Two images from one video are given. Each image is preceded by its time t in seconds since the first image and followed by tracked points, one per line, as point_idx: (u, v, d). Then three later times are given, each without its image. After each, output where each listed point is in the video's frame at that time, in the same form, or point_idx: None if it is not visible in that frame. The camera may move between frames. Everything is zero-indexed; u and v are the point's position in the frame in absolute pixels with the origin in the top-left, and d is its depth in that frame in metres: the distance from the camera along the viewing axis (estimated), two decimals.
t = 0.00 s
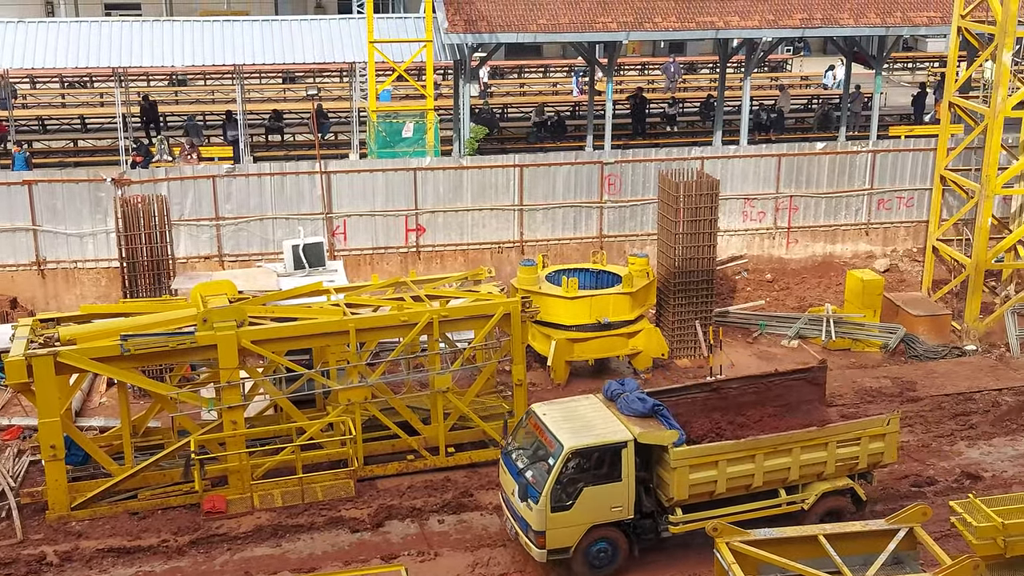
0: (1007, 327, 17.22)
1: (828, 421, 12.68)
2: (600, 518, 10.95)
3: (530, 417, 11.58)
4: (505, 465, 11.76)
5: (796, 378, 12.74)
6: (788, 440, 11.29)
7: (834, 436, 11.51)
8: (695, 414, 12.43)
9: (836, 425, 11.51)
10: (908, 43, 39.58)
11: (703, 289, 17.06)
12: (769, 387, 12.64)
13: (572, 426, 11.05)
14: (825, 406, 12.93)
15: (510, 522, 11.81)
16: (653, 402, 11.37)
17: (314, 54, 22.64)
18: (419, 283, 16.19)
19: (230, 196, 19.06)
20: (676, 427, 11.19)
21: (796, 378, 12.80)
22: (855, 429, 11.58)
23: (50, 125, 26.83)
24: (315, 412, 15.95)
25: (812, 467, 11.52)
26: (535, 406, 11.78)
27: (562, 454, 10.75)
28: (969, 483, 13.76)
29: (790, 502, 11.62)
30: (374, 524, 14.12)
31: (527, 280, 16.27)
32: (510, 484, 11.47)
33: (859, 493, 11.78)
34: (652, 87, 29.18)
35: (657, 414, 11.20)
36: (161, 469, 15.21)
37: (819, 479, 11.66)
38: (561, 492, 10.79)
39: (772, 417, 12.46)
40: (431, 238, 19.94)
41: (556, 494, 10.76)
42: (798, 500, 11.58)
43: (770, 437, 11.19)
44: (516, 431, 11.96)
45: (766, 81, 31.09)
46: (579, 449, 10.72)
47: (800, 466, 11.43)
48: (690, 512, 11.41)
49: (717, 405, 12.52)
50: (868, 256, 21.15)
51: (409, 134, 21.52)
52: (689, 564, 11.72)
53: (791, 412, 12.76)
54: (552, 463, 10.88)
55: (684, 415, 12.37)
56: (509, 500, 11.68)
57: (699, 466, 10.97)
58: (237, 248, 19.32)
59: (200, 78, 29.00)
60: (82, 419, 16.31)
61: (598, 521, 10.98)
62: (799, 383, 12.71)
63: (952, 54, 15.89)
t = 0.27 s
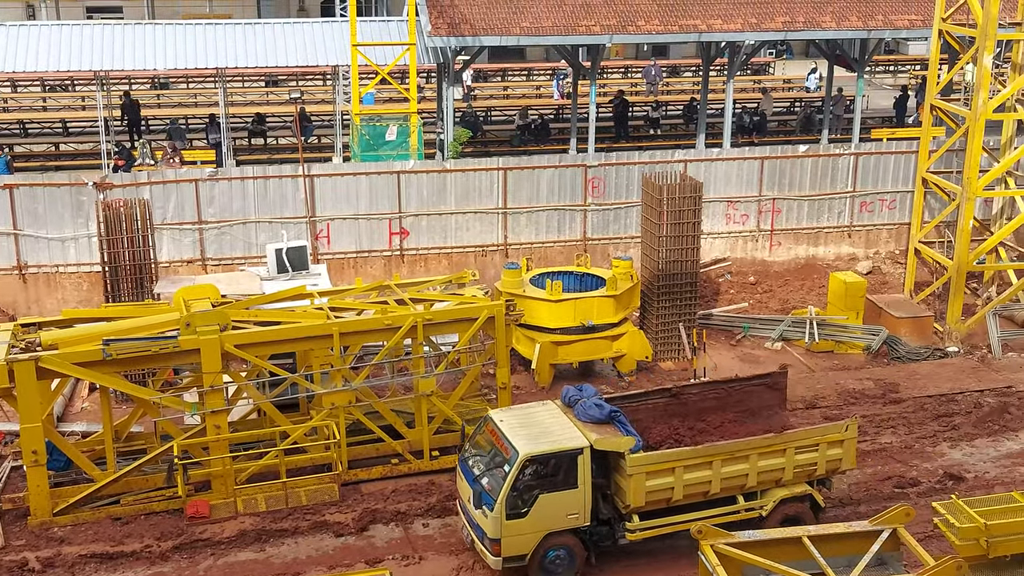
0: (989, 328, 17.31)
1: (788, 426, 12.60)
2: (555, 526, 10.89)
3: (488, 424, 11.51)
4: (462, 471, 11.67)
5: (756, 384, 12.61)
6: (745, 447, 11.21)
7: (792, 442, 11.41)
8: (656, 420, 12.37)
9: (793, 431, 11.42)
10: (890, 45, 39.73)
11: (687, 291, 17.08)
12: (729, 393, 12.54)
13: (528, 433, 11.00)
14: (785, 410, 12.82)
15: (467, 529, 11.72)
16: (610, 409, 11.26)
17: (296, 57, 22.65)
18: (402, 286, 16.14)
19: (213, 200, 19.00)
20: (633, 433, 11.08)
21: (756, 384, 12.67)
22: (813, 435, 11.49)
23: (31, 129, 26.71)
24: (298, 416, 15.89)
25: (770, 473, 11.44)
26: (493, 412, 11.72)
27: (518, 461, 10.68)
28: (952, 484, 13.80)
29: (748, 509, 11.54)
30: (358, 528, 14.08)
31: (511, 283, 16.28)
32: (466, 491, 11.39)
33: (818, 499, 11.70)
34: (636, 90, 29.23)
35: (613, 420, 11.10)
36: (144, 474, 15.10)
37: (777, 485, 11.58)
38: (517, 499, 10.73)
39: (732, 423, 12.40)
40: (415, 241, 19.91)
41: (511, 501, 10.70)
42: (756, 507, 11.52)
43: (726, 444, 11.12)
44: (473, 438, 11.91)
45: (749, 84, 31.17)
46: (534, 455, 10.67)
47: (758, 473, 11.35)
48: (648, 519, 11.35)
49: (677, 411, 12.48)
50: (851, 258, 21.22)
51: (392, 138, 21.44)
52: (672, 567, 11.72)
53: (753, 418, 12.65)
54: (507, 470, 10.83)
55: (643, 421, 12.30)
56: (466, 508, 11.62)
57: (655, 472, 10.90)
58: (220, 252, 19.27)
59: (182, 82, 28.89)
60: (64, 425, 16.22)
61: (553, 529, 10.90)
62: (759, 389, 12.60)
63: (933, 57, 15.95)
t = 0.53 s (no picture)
0: (972, 329, 17.40)
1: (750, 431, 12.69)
2: (512, 532, 10.86)
3: (446, 429, 11.46)
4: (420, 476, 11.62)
5: (718, 389, 12.77)
6: (704, 452, 11.20)
7: (752, 447, 11.42)
8: (616, 424, 12.43)
9: (753, 436, 11.42)
10: (873, 48, 39.93)
11: (672, 293, 17.11)
12: (690, 398, 12.69)
13: (485, 438, 10.96)
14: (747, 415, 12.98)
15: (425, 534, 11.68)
16: (568, 414, 11.35)
17: (280, 60, 22.57)
18: (387, 289, 16.09)
19: (197, 203, 18.94)
20: (591, 438, 11.14)
21: (717, 389, 12.84)
22: (772, 440, 11.51)
23: (13, 131, 26.55)
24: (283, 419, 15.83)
25: (729, 478, 11.44)
26: (451, 417, 11.66)
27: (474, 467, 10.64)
28: (936, 484, 13.85)
29: (707, 514, 11.54)
30: (344, 531, 14.05)
31: (497, 285, 16.21)
32: (424, 496, 11.35)
33: (777, 504, 11.71)
34: (620, 92, 29.27)
35: (572, 425, 11.16)
36: (128, 478, 15.01)
37: (736, 490, 11.57)
38: (473, 505, 10.68)
39: (694, 428, 12.51)
40: (400, 244, 19.89)
41: (468, 508, 10.66)
42: (715, 512, 11.52)
43: (686, 449, 11.10)
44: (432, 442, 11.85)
45: (733, 86, 31.25)
46: (490, 461, 10.63)
47: (717, 478, 11.34)
48: (606, 524, 11.30)
49: (638, 415, 12.54)
50: (835, 260, 21.29)
51: (377, 140, 21.45)
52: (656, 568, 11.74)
53: (715, 423, 12.78)
54: (463, 476, 10.78)
55: (605, 426, 12.37)
56: (424, 513, 11.57)
57: (613, 478, 10.86)
58: (204, 255, 19.23)
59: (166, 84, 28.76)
60: (47, 429, 16.14)
61: (510, 534, 10.87)
62: (720, 394, 12.74)
63: (916, 59, 16.02)
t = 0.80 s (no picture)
0: (957, 330, 17.49)
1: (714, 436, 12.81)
2: (472, 535, 10.84)
3: (407, 430, 11.42)
4: (381, 478, 11.58)
5: (682, 393, 12.79)
6: (666, 456, 11.14)
7: (714, 451, 11.34)
8: (580, 428, 12.47)
9: (715, 441, 11.34)
10: (858, 50, 40.10)
11: (658, 295, 17.13)
12: (656, 402, 12.71)
13: (446, 440, 10.92)
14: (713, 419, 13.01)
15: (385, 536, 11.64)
16: (531, 416, 11.32)
17: (266, 62, 22.52)
18: (374, 291, 16.04)
19: (183, 205, 18.89)
20: (553, 441, 11.16)
21: (683, 392, 12.86)
22: (735, 444, 11.41)
23: None
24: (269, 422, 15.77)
25: (692, 482, 11.37)
26: (413, 418, 11.62)
27: (434, 469, 10.61)
28: (922, 484, 13.89)
29: (670, 518, 11.49)
30: (330, 534, 14.03)
31: (483, 287, 16.15)
32: (384, 497, 11.31)
33: (741, 509, 11.62)
34: (606, 94, 29.32)
35: (533, 428, 11.17)
36: (114, 481, 14.92)
37: (700, 494, 11.51)
38: (433, 508, 10.66)
39: (659, 432, 12.54)
40: (386, 245, 19.87)
41: (427, 510, 10.64)
42: (678, 516, 11.46)
43: (647, 453, 11.05)
44: (393, 443, 11.80)
45: (719, 88, 31.33)
46: (450, 463, 10.59)
47: (679, 481, 11.28)
48: (568, 527, 11.28)
49: (603, 419, 12.56)
50: (820, 261, 21.36)
51: (363, 142, 21.45)
52: (640, 570, 11.75)
53: (679, 427, 12.85)
54: (423, 477, 10.75)
55: (569, 429, 12.40)
56: (385, 514, 11.54)
57: (574, 481, 10.84)
58: (190, 258, 19.19)
59: (151, 85, 28.65)
60: (31, 433, 16.06)
61: (470, 537, 10.85)
62: (686, 398, 12.80)
63: (901, 61, 16.06)
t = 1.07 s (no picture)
0: (943, 329, 17.58)
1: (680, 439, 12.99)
2: (431, 541, 10.72)
3: (367, 435, 11.32)
4: (342, 484, 11.48)
5: (647, 397, 12.85)
6: (627, 461, 11.09)
7: (676, 456, 11.29)
8: (543, 432, 12.46)
9: (677, 446, 11.29)
10: (844, 52, 40.26)
11: (646, 296, 17.16)
12: (620, 406, 12.73)
13: (404, 445, 10.82)
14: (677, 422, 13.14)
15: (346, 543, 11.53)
16: (491, 421, 11.20)
17: (254, 64, 22.47)
18: (362, 292, 16.01)
19: (170, 206, 18.85)
20: (514, 447, 11.05)
21: (648, 396, 12.90)
22: (697, 449, 11.37)
23: None
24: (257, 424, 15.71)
25: (653, 487, 11.31)
26: (374, 423, 11.51)
27: (391, 475, 10.51)
28: (909, 484, 13.93)
29: (632, 523, 11.44)
30: (318, 536, 14.00)
31: (471, 288, 16.16)
32: (343, 504, 11.21)
33: (704, 515, 11.55)
34: (594, 95, 29.36)
35: (494, 433, 11.08)
36: (100, 483, 14.83)
37: (662, 500, 11.45)
38: (390, 514, 10.55)
39: (624, 436, 12.72)
40: (374, 247, 19.85)
41: (384, 516, 10.53)
42: (640, 522, 11.42)
43: (608, 457, 11.00)
44: (354, 449, 11.70)
45: (706, 89, 31.41)
46: (406, 469, 10.49)
47: (641, 487, 11.22)
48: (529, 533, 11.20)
49: (567, 423, 12.55)
50: (808, 262, 21.41)
51: (350, 143, 21.44)
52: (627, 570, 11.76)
53: (645, 430, 12.93)
54: (381, 484, 10.65)
55: (532, 433, 12.41)
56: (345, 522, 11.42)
57: (534, 487, 10.76)
58: (177, 259, 19.13)
59: (137, 87, 28.54)
60: (17, 435, 15.97)
61: (429, 544, 10.73)
62: (651, 403, 12.82)
63: (888, 62, 16.11)
